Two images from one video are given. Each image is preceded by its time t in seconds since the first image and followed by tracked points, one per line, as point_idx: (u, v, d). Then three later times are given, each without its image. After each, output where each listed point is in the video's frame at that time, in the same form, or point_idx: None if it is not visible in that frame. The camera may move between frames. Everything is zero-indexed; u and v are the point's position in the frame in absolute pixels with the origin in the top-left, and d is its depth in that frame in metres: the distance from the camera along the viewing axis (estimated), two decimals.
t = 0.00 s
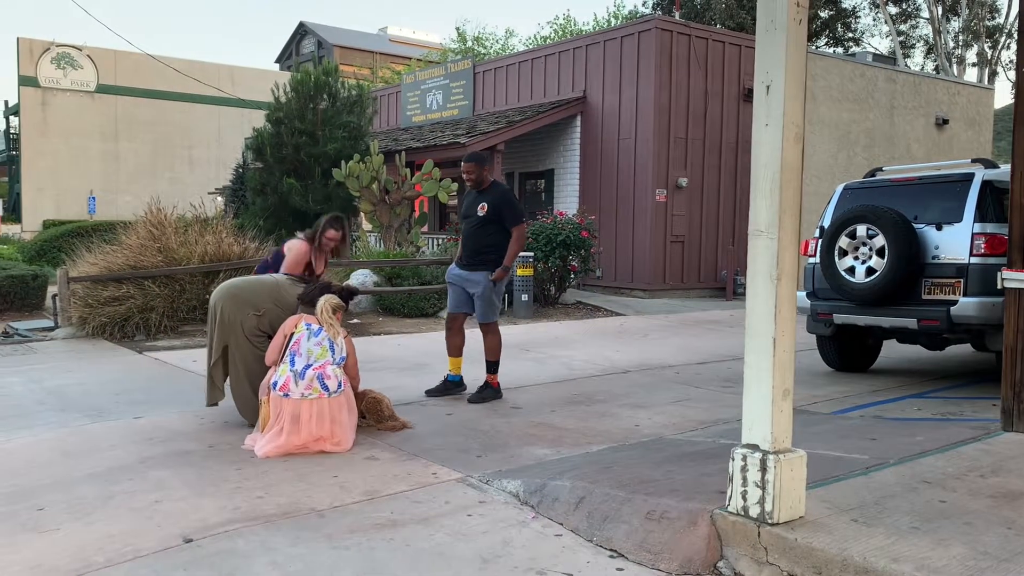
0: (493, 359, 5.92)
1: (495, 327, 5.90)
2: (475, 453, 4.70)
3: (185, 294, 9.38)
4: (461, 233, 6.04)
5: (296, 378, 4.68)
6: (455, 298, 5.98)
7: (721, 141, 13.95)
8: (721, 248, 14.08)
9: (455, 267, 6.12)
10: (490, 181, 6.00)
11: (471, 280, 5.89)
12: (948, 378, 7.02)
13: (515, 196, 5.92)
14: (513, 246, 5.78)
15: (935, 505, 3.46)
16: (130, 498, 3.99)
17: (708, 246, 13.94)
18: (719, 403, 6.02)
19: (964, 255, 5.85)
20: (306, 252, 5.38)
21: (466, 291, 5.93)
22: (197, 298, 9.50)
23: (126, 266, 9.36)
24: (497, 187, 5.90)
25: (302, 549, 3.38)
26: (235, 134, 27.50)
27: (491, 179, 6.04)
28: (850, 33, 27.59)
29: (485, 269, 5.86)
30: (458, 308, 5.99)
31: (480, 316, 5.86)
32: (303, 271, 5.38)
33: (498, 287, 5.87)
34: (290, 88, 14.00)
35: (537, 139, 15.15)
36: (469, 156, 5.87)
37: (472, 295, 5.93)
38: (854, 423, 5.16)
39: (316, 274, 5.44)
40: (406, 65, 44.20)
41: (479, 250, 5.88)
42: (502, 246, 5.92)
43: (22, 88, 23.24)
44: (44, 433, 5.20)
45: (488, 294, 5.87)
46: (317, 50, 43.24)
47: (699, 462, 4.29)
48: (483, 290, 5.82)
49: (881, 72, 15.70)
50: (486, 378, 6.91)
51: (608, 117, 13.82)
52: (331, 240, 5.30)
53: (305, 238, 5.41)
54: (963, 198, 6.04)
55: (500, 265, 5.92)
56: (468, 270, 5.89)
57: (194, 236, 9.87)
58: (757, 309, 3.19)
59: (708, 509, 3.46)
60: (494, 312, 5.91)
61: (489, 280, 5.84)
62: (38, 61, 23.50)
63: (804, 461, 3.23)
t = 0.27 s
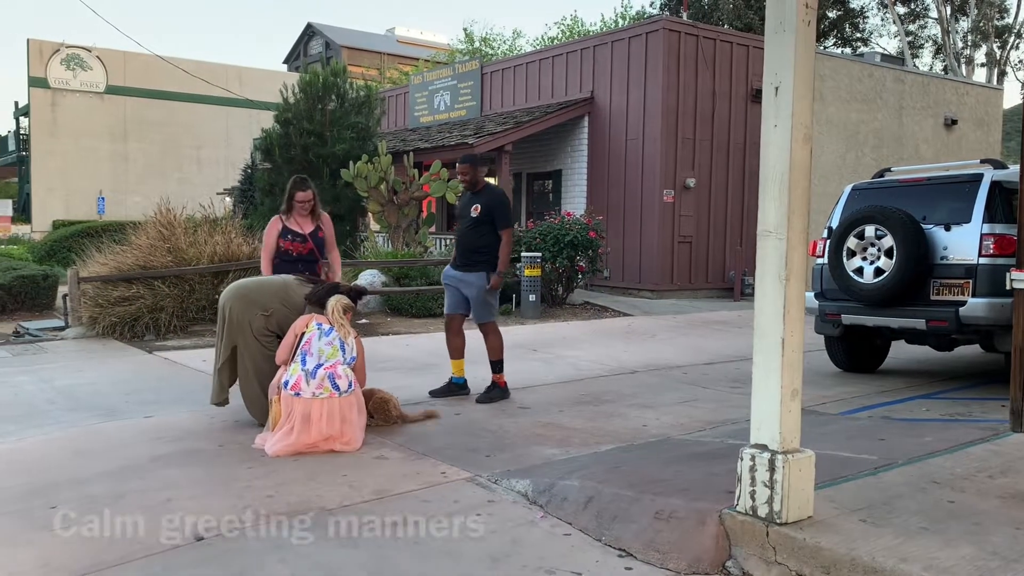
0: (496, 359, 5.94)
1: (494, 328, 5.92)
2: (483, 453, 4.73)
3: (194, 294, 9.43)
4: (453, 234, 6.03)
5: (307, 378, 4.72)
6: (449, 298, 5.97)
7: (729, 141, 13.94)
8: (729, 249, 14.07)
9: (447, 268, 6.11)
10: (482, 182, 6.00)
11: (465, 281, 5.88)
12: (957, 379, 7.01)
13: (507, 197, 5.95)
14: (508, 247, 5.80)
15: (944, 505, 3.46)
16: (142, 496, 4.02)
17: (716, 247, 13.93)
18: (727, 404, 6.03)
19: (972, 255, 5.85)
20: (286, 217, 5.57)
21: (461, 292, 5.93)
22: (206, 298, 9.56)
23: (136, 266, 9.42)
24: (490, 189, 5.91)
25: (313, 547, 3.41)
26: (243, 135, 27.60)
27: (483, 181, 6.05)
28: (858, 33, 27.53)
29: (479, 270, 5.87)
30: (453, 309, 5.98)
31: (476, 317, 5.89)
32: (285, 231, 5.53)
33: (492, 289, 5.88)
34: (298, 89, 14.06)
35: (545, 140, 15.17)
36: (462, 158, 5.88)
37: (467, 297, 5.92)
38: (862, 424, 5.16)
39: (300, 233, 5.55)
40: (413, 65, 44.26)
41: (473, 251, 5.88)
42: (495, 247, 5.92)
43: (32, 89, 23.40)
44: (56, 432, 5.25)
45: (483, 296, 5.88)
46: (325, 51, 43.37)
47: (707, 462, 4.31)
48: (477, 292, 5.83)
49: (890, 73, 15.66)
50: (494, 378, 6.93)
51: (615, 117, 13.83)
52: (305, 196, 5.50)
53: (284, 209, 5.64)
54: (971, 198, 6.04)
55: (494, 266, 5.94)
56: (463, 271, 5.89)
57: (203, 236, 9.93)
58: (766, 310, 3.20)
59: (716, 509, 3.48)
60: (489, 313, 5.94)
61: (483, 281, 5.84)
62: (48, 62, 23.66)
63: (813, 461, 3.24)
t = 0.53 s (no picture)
0: (490, 353, 5.92)
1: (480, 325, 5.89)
2: (490, 451, 4.73)
3: (202, 293, 9.47)
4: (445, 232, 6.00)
5: (315, 376, 4.73)
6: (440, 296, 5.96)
7: (736, 141, 13.92)
8: (736, 249, 14.05)
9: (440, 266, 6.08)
10: (473, 178, 5.96)
11: (455, 278, 5.85)
12: (965, 379, 6.99)
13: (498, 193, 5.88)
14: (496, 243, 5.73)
15: (953, 504, 3.46)
16: (151, 494, 4.04)
17: (723, 247, 13.91)
18: (734, 403, 6.02)
19: (981, 255, 5.83)
20: (270, 218, 5.59)
21: (450, 288, 5.90)
22: (214, 297, 9.59)
23: (144, 265, 9.45)
24: (480, 185, 5.87)
25: (321, 545, 3.42)
26: (251, 135, 27.68)
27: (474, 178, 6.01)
28: (866, 32, 27.45)
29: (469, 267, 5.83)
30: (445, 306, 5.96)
31: (465, 314, 5.85)
32: (268, 231, 5.54)
33: (483, 286, 5.83)
34: (306, 89, 14.10)
35: (551, 139, 15.18)
36: (450, 155, 5.85)
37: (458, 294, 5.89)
38: (870, 424, 5.15)
39: (282, 233, 5.56)
40: (420, 66, 44.31)
41: (462, 247, 5.84)
42: (485, 244, 5.87)
43: (41, 90, 23.52)
44: (64, 430, 5.27)
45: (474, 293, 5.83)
46: (332, 51, 43.45)
47: (714, 462, 4.31)
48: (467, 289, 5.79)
49: (898, 72, 15.61)
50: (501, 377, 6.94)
51: (622, 117, 13.82)
52: (291, 198, 5.50)
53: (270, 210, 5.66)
54: (980, 198, 6.02)
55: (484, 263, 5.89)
56: (452, 268, 5.86)
57: (211, 236, 9.97)
58: (773, 308, 3.20)
59: (724, 507, 3.48)
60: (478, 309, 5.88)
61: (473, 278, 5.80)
62: (57, 63, 23.78)
63: (820, 459, 3.24)
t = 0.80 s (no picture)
0: (482, 350, 5.85)
1: (469, 322, 5.84)
2: (495, 450, 4.73)
3: (208, 292, 9.48)
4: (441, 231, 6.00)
5: (319, 373, 4.75)
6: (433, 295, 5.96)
7: (742, 140, 13.90)
8: (742, 248, 14.02)
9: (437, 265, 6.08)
10: (470, 178, 5.94)
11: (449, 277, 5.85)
12: (973, 378, 6.96)
13: (494, 193, 5.85)
14: (487, 242, 5.70)
15: (960, 504, 3.44)
16: (155, 492, 4.05)
17: (729, 246, 13.88)
18: (739, 403, 6.00)
19: (988, 253, 5.80)
20: (277, 217, 5.59)
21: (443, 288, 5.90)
22: (219, 296, 9.61)
23: (149, 264, 9.48)
24: (475, 184, 5.84)
25: (324, 543, 3.43)
26: (256, 134, 27.73)
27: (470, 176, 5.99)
28: (873, 31, 27.37)
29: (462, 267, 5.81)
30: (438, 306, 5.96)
31: (455, 313, 5.83)
32: (276, 230, 5.53)
33: (476, 285, 5.82)
34: (311, 88, 14.12)
35: (557, 139, 15.17)
36: (446, 154, 5.84)
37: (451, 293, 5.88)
38: (876, 423, 5.13)
39: (290, 232, 5.56)
40: (425, 65, 44.31)
41: (454, 246, 5.83)
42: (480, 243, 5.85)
43: (47, 90, 23.60)
44: (70, 429, 5.29)
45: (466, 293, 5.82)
46: (337, 51, 43.50)
47: (720, 461, 4.29)
48: (458, 288, 5.78)
49: (905, 71, 15.55)
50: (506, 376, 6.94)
51: (628, 116, 13.81)
52: (299, 196, 5.52)
53: (276, 210, 5.66)
54: (987, 195, 5.98)
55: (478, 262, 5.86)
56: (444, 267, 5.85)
57: (216, 235, 9.99)
58: (779, 306, 3.19)
59: (729, 506, 3.47)
60: (468, 309, 5.85)
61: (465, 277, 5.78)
62: (64, 63, 23.87)
63: (826, 458, 3.23)
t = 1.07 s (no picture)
0: (476, 359, 5.89)
1: (472, 325, 5.85)
2: (497, 450, 4.74)
3: (211, 292, 9.50)
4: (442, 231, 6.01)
5: (321, 373, 4.76)
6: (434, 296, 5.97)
7: (745, 140, 13.89)
8: (745, 248, 14.02)
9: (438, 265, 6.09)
10: (473, 178, 5.94)
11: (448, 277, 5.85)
12: (976, 378, 6.95)
13: (494, 193, 5.84)
14: (485, 242, 5.69)
15: (964, 504, 3.44)
16: (159, 491, 4.06)
17: (731, 246, 13.88)
18: (742, 403, 6.00)
19: (992, 253, 5.79)
20: (282, 218, 5.60)
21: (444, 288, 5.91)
22: (223, 296, 9.62)
23: (153, 264, 9.50)
24: (475, 184, 5.84)
25: (328, 543, 3.43)
26: (259, 134, 27.77)
27: (472, 176, 5.99)
28: (876, 31, 27.34)
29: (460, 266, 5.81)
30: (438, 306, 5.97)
31: (456, 314, 5.83)
32: (281, 230, 5.54)
33: (475, 286, 5.80)
34: (314, 88, 14.13)
35: (560, 139, 15.17)
36: (448, 153, 5.85)
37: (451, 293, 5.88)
38: (879, 423, 5.13)
39: (295, 232, 5.57)
40: (427, 65, 44.31)
41: (454, 246, 5.83)
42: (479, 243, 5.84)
43: (50, 90, 23.61)
44: (73, 428, 5.30)
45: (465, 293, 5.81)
46: (340, 51, 43.51)
47: (723, 460, 4.30)
48: (456, 288, 5.77)
49: (908, 71, 15.53)
50: (508, 376, 6.94)
51: (630, 115, 13.81)
52: (305, 196, 5.54)
53: (281, 210, 5.66)
54: (991, 196, 5.98)
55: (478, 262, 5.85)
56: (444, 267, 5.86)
57: (220, 235, 10.00)
58: (782, 305, 3.19)
59: (733, 506, 3.47)
60: (471, 311, 5.84)
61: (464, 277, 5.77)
62: (67, 63, 23.88)
63: (829, 458, 3.23)
